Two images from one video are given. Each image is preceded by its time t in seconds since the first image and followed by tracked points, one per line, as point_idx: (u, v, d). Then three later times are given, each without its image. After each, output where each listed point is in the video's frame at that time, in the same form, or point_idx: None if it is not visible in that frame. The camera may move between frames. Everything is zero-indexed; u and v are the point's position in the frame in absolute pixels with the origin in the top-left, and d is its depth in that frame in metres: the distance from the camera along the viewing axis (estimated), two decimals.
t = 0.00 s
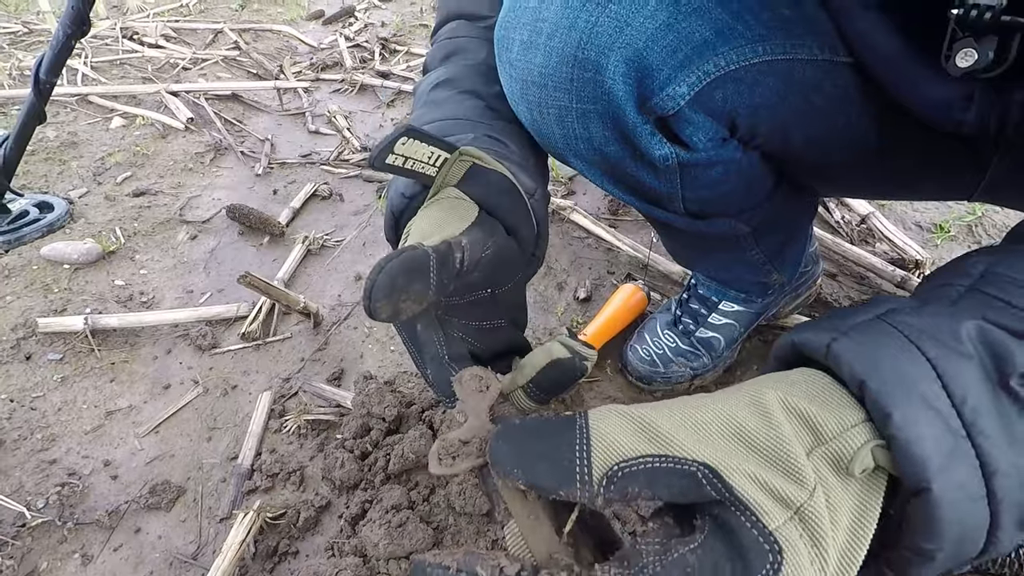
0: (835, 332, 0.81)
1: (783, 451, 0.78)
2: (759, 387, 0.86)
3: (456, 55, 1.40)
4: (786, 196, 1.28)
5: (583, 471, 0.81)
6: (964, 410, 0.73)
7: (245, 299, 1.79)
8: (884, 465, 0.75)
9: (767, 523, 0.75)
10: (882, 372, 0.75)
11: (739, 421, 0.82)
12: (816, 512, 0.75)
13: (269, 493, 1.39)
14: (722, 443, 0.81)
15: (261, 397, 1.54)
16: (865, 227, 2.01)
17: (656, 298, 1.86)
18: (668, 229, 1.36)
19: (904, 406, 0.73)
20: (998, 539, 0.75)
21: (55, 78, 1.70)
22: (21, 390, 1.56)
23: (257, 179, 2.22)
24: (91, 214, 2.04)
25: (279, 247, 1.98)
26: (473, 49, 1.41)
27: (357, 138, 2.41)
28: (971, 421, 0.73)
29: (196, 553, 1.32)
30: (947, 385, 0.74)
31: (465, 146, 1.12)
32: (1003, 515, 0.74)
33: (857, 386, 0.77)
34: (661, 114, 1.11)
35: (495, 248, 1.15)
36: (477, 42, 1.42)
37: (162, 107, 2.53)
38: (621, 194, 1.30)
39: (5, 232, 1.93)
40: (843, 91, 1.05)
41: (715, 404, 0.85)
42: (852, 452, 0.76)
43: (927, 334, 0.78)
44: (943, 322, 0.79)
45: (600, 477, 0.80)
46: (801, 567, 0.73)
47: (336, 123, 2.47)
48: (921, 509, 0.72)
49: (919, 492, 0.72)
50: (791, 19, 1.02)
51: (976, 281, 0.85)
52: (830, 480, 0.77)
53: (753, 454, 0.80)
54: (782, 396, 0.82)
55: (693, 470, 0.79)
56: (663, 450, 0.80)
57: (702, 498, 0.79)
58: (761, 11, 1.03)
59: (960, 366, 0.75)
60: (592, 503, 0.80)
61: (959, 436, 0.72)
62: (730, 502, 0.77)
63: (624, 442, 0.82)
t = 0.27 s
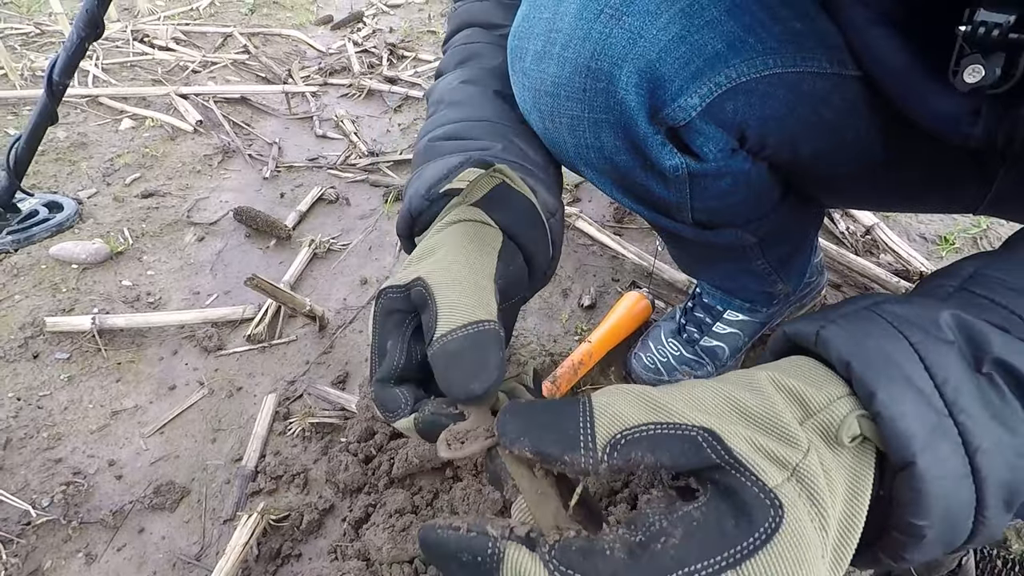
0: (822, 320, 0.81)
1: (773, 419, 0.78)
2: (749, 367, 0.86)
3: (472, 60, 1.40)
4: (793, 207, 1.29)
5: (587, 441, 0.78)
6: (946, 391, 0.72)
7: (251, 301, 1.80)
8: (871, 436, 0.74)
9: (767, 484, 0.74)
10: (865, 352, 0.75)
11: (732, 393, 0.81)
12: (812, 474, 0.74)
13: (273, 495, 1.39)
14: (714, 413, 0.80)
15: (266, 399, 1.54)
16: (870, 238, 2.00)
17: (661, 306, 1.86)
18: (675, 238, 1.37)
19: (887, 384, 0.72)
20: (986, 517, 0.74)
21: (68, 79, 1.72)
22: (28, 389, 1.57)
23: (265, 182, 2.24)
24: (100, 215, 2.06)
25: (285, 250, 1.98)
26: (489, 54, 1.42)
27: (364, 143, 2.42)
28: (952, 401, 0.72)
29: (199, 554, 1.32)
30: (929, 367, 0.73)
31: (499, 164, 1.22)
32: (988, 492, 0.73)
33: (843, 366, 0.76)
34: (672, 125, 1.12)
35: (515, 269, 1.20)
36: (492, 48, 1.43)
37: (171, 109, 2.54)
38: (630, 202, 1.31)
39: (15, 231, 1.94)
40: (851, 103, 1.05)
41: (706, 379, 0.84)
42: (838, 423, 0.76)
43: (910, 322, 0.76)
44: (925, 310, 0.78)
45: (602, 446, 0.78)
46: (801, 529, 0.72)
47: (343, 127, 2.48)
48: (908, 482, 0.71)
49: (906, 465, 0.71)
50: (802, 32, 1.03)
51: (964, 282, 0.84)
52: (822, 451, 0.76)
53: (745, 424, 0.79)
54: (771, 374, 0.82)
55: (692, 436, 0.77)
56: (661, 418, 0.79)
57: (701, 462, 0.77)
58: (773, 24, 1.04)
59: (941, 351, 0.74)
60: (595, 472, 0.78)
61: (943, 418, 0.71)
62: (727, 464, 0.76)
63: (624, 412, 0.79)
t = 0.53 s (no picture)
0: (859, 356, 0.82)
1: (800, 476, 0.76)
2: (792, 397, 0.83)
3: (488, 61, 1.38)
4: (798, 214, 1.29)
5: (619, 437, 0.75)
6: (981, 445, 0.77)
7: (256, 306, 1.81)
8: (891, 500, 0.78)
9: (753, 548, 0.75)
10: (907, 399, 0.77)
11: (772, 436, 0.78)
12: (800, 540, 0.76)
13: (277, 501, 1.39)
14: (744, 458, 0.77)
15: (270, 404, 1.55)
16: (874, 246, 2.00)
17: (665, 313, 1.86)
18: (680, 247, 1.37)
19: (925, 435, 0.75)
20: (998, 561, 0.78)
21: (76, 86, 1.73)
22: (33, 393, 1.58)
23: (270, 188, 2.24)
24: (106, 220, 2.07)
25: (290, 255, 1.98)
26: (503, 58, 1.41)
27: (369, 149, 2.43)
28: (986, 456, 0.76)
29: (203, 560, 1.32)
30: (966, 419, 0.77)
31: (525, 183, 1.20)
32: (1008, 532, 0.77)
33: (880, 412, 0.79)
34: (681, 133, 1.12)
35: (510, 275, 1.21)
36: (506, 53, 1.42)
37: (177, 115, 2.56)
38: (636, 211, 1.31)
39: (21, 236, 1.96)
40: (857, 111, 1.06)
41: (747, 408, 0.81)
42: (859, 491, 0.77)
43: (947, 362, 0.79)
44: (963, 352, 0.80)
45: (630, 450, 0.75)
46: None
47: (348, 133, 2.49)
48: (926, 534, 0.75)
49: (929, 520, 0.75)
50: (808, 41, 1.05)
51: (994, 302, 0.86)
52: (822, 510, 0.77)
53: (766, 475, 0.77)
54: (820, 421, 0.79)
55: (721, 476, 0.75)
56: (701, 447, 0.76)
57: (708, 506, 0.75)
58: (780, 33, 1.06)
59: (977, 400, 0.77)
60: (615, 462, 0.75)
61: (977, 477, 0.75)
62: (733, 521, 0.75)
63: (667, 432, 0.76)
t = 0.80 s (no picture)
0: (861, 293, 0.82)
1: (796, 365, 0.75)
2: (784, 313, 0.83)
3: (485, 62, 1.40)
4: (800, 219, 1.29)
5: (599, 301, 0.74)
6: (982, 378, 0.73)
7: (259, 312, 1.81)
8: (886, 422, 0.75)
9: (754, 418, 0.74)
10: (908, 327, 0.75)
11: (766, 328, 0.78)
12: (800, 425, 0.74)
13: (280, 508, 1.39)
14: (734, 341, 0.77)
15: (274, 411, 1.54)
16: (879, 250, 1.99)
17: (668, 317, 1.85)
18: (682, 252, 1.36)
19: (926, 361, 0.73)
20: (989, 512, 0.75)
21: (80, 94, 1.74)
22: (38, 401, 1.58)
23: (273, 195, 2.25)
24: (110, 227, 2.07)
25: (293, 261, 1.99)
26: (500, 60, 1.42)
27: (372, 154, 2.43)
28: (985, 390, 0.72)
29: (206, 567, 1.32)
30: (967, 351, 0.73)
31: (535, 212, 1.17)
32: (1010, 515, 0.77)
33: (881, 339, 0.77)
34: (680, 139, 1.12)
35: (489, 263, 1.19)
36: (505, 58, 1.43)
37: (181, 122, 2.57)
38: (638, 216, 1.31)
39: (26, 244, 1.96)
40: (858, 115, 1.06)
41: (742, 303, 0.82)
42: (855, 396, 0.76)
43: (955, 303, 0.76)
44: (973, 295, 0.77)
45: (616, 312, 0.74)
46: (763, 469, 0.73)
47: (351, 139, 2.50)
48: (918, 463, 0.73)
49: (925, 449, 0.72)
50: (809, 47, 1.05)
51: (993, 274, 0.86)
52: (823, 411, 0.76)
53: (761, 360, 0.77)
54: (811, 328, 0.79)
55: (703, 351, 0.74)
56: (688, 321, 0.76)
57: (699, 373, 0.74)
58: (779, 38, 1.06)
59: (982, 337, 0.73)
60: (594, 327, 0.74)
61: (972, 404, 0.72)
62: (726, 388, 0.74)
63: (652, 299, 0.76)
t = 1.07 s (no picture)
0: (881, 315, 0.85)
1: (823, 393, 0.78)
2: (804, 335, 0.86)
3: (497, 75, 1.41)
4: (809, 229, 1.29)
5: (632, 322, 0.76)
6: (1005, 404, 0.77)
7: (267, 317, 1.82)
8: (911, 448, 0.78)
9: (784, 448, 0.77)
10: (931, 352, 0.79)
11: (795, 356, 0.80)
12: (829, 452, 0.77)
13: (287, 514, 1.40)
14: (762, 368, 0.80)
15: (281, 416, 1.55)
16: (886, 258, 1.99)
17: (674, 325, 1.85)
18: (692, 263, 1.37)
19: (950, 386, 0.76)
20: (1010, 534, 0.78)
21: (92, 101, 1.75)
22: (47, 404, 1.59)
23: (281, 200, 2.26)
24: (120, 232, 2.09)
25: (301, 266, 1.99)
26: (512, 72, 1.43)
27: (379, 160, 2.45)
28: (1009, 414, 0.76)
29: (213, 572, 1.32)
30: (990, 376, 0.77)
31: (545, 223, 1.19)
32: None
33: (904, 362, 0.80)
34: (692, 152, 1.12)
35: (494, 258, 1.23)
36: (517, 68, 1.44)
37: (191, 127, 2.59)
38: (649, 228, 1.32)
39: (37, 248, 1.98)
40: (868, 128, 1.07)
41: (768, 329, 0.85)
42: (881, 424, 0.78)
43: (975, 325, 0.80)
44: (993, 317, 0.81)
45: (648, 333, 0.76)
46: (792, 498, 0.76)
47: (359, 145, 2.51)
48: (940, 489, 0.76)
49: (948, 474, 0.75)
50: (820, 61, 1.05)
51: (1009, 289, 0.86)
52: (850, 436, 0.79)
53: (789, 387, 0.80)
54: (834, 352, 0.82)
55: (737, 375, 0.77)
56: (719, 345, 0.79)
57: (730, 401, 0.77)
58: (790, 52, 1.06)
59: (1003, 360, 0.78)
60: (625, 347, 0.76)
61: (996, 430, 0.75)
62: (757, 417, 0.77)
63: (680, 323, 0.79)
